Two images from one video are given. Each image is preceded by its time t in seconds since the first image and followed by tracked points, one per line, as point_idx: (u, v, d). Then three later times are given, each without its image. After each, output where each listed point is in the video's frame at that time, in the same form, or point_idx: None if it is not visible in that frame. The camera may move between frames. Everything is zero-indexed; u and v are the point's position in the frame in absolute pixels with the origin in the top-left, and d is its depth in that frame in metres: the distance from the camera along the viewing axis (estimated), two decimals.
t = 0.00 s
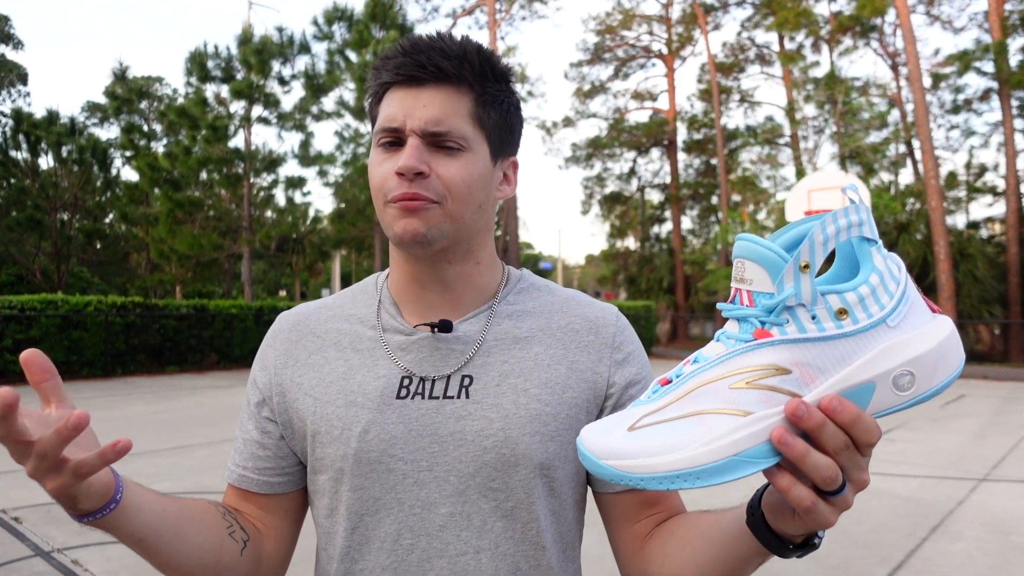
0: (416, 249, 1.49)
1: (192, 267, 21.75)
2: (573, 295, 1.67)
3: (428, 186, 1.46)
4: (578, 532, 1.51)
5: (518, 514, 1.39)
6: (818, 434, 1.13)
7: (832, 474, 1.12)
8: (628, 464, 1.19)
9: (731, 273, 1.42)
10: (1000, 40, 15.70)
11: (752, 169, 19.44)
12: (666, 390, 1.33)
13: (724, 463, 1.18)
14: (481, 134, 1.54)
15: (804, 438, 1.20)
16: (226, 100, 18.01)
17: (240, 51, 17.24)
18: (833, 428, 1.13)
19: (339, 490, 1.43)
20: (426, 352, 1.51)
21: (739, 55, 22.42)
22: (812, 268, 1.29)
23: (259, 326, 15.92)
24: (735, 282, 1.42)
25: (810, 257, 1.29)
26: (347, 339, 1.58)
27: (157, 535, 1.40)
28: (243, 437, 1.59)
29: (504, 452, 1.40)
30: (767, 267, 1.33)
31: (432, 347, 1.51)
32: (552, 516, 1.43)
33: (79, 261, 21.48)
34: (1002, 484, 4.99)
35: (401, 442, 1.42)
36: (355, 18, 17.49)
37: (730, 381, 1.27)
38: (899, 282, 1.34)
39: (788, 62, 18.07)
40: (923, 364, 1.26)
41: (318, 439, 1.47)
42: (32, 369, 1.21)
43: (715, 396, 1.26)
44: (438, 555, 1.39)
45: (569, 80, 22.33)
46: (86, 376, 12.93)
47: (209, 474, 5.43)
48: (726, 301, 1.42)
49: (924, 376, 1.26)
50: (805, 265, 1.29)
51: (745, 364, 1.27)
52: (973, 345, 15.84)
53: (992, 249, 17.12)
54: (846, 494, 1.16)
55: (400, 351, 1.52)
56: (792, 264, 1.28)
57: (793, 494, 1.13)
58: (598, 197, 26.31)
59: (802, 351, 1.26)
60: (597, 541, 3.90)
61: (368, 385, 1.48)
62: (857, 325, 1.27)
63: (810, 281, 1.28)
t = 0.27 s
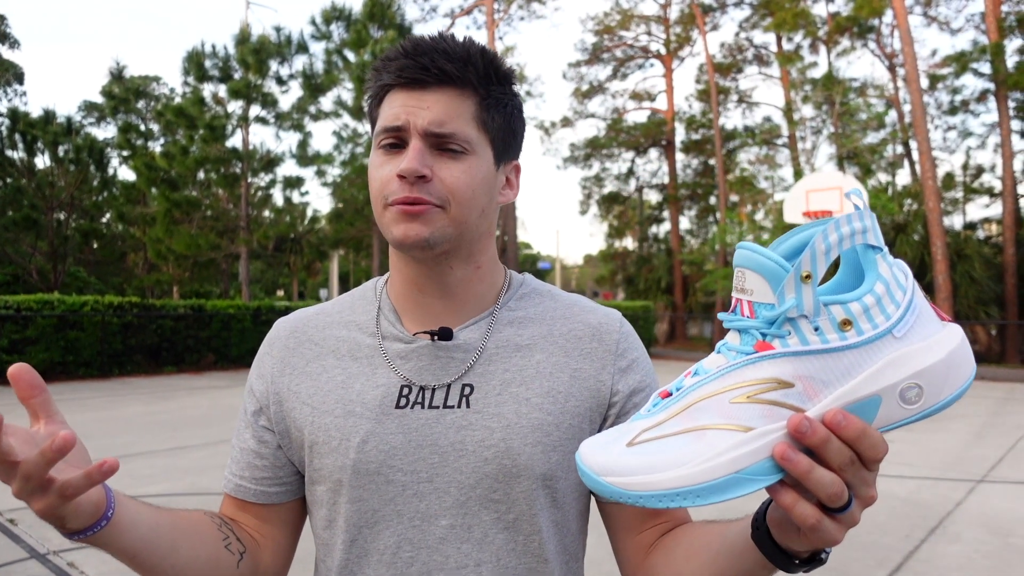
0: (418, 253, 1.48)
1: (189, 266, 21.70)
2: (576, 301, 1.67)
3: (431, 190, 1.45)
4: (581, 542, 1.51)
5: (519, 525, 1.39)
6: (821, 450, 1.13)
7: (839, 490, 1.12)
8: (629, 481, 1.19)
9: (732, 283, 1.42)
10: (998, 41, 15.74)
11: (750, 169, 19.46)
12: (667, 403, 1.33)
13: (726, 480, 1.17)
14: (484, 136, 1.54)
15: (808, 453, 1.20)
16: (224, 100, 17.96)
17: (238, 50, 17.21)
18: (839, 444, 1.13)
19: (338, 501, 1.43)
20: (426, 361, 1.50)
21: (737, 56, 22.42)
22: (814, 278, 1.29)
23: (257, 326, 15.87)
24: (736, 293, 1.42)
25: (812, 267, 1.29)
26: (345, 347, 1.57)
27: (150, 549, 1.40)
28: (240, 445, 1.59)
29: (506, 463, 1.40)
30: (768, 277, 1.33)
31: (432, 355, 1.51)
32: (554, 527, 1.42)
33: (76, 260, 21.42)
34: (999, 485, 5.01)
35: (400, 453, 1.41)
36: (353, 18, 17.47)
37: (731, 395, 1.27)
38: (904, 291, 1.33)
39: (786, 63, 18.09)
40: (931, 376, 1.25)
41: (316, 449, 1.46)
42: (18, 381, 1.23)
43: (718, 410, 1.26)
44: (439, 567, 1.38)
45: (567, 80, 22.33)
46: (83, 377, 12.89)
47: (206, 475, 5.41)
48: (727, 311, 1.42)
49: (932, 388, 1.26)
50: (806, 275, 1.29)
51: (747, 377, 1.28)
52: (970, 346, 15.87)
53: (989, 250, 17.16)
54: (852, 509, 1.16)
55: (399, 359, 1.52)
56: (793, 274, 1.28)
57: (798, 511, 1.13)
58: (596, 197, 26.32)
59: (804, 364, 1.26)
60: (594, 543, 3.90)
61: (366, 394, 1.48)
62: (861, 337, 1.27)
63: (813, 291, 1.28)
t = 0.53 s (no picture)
0: (430, 255, 1.48)
1: (188, 267, 21.69)
2: (580, 305, 1.67)
3: (444, 190, 1.46)
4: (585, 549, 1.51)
5: (525, 532, 1.38)
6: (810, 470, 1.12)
7: (831, 509, 1.11)
8: (617, 503, 1.20)
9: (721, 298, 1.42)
10: (995, 40, 15.77)
11: (748, 169, 19.49)
12: (656, 421, 1.33)
13: (714, 502, 1.18)
14: (492, 137, 1.56)
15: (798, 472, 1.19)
16: (222, 100, 17.94)
17: (236, 51, 17.19)
18: (829, 463, 1.12)
19: (342, 510, 1.42)
20: (429, 367, 1.50)
21: (736, 56, 22.42)
22: (801, 296, 1.28)
23: (255, 327, 15.82)
24: (726, 308, 1.42)
25: (799, 285, 1.29)
26: (346, 352, 1.57)
27: (163, 565, 1.35)
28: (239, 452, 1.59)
29: (511, 469, 1.39)
30: (756, 295, 1.33)
31: (436, 361, 1.51)
32: (560, 534, 1.42)
33: (74, 261, 21.39)
34: (999, 485, 5.01)
35: (405, 459, 1.41)
36: (351, 18, 17.46)
37: (719, 414, 1.27)
38: (898, 304, 1.31)
39: (784, 63, 18.11)
40: (925, 393, 1.23)
41: (318, 458, 1.46)
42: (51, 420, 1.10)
43: (708, 430, 1.25)
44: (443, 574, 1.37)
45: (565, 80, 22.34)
46: (80, 378, 12.88)
47: (206, 477, 5.40)
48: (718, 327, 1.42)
49: (926, 405, 1.23)
50: (793, 294, 1.29)
51: (735, 397, 1.27)
52: (969, 345, 15.86)
53: (987, 250, 17.19)
54: (845, 528, 1.15)
55: (402, 365, 1.51)
56: (779, 294, 1.28)
57: (789, 531, 1.13)
58: (595, 197, 26.33)
59: (794, 383, 1.25)
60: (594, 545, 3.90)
61: (369, 401, 1.47)
62: (851, 354, 1.25)
63: (799, 311, 1.27)
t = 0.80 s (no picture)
0: (453, 256, 1.47)
1: (186, 267, 21.68)
2: (573, 303, 1.67)
3: (456, 191, 1.46)
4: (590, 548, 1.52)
5: (532, 530, 1.38)
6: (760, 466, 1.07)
7: (786, 502, 1.06)
8: (565, 486, 1.16)
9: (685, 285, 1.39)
10: (993, 41, 15.78)
11: (747, 169, 19.51)
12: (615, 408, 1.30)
13: (659, 489, 1.12)
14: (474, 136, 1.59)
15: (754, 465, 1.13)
16: (221, 100, 17.92)
17: (234, 51, 17.18)
18: (783, 455, 1.08)
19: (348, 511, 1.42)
20: (434, 368, 1.50)
21: (735, 56, 22.41)
22: (756, 279, 1.26)
23: (254, 327, 15.79)
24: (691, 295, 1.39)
25: (754, 267, 1.26)
26: (353, 355, 1.57)
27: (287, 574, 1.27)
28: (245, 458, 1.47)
29: (515, 467, 1.41)
30: (711, 277, 1.30)
31: (441, 362, 1.50)
32: (566, 532, 1.43)
33: (72, 261, 21.37)
34: (998, 485, 5.01)
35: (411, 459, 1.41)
36: (350, 18, 17.45)
37: (674, 402, 1.22)
38: (866, 292, 1.26)
39: (783, 63, 18.12)
40: (892, 386, 1.17)
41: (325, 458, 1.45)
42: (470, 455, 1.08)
43: (661, 416, 1.21)
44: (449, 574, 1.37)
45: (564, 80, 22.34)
46: (79, 378, 12.87)
47: (205, 477, 5.39)
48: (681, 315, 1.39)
49: (893, 399, 1.17)
50: (748, 276, 1.26)
51: (691, 382, 1.24)
52: (968, 345, 15.88)
53: (986, 250, 17.22)
54: (804, 527, 1.10)
55: (408, 366, 1.52)
56: (733, 274, 1.25)
57: (738, 523, 1.09)
58: (594, 197, 26.34)
59: (750, 369, 1.21)
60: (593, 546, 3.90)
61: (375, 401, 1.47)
62: (812, 341, 1.22)
63: (754, 292, 1.25)
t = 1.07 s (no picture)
0: (449, 252, 1.46)
1: (186, 267, 21.67)
2: (570, 302, 1.67)
3: (456, 186, 1.46)
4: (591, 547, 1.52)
5: (535, 528, 1.38)
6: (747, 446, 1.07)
7: (773, 485, 1.05)
8: (553, 476, 1.16)
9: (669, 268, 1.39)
10: (992, 41, 15.79)
11: (747, 169, 19.53)
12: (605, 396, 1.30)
13: (645, 474, 1.13)
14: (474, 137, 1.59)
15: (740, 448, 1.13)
16: (220, 100, 17.91)
17: (234, 51, 17.17)
18: (769, 437, 1.07)
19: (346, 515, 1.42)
20: (430, 370, 1.50)
21: (734, 56, 22.41)
22: (737, 258, 1.25)
23: (254, 327, 15.76)
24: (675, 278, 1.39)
25: (734, 245, 1.25)
26: (351, 358, 1.57)
27: None
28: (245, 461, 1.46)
29: (512, 468, 1.41)
30: (694, 256, 1.30)
31: (437, 364, 1.50)
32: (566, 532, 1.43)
33: (72, 261, 21.37)
34: (998, 485, 5.01)
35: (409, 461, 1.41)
36: (349, 18, 17.45)
37: (659, 385, 1.22)
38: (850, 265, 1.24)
39: (782, 63, 18.13)
40: (877, 362, 1.16)
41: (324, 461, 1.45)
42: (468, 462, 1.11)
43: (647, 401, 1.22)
44: None
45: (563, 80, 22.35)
46: (78, 378, 12.86)
47: (204, 478, 5.39)
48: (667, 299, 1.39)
49: (879, 375, 1.16)
50: (729, 255, 1.25)
51: (675, 365, 1.23)
52: (967, 345, 15.88)
53: (985, 250, 17.24)
54: (794, 511, 1.09)
55: (404, 368, 1.52)
56: (712, 253, 1.25)
57: (727, 506, 1.08)
58: (593, 197, 26.35)
59: (733, 350, 1.21)
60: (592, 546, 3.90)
61: (373, 404, 1.47)
62: (795, 319, 1.21)
63: (735, 271, 1.24)
